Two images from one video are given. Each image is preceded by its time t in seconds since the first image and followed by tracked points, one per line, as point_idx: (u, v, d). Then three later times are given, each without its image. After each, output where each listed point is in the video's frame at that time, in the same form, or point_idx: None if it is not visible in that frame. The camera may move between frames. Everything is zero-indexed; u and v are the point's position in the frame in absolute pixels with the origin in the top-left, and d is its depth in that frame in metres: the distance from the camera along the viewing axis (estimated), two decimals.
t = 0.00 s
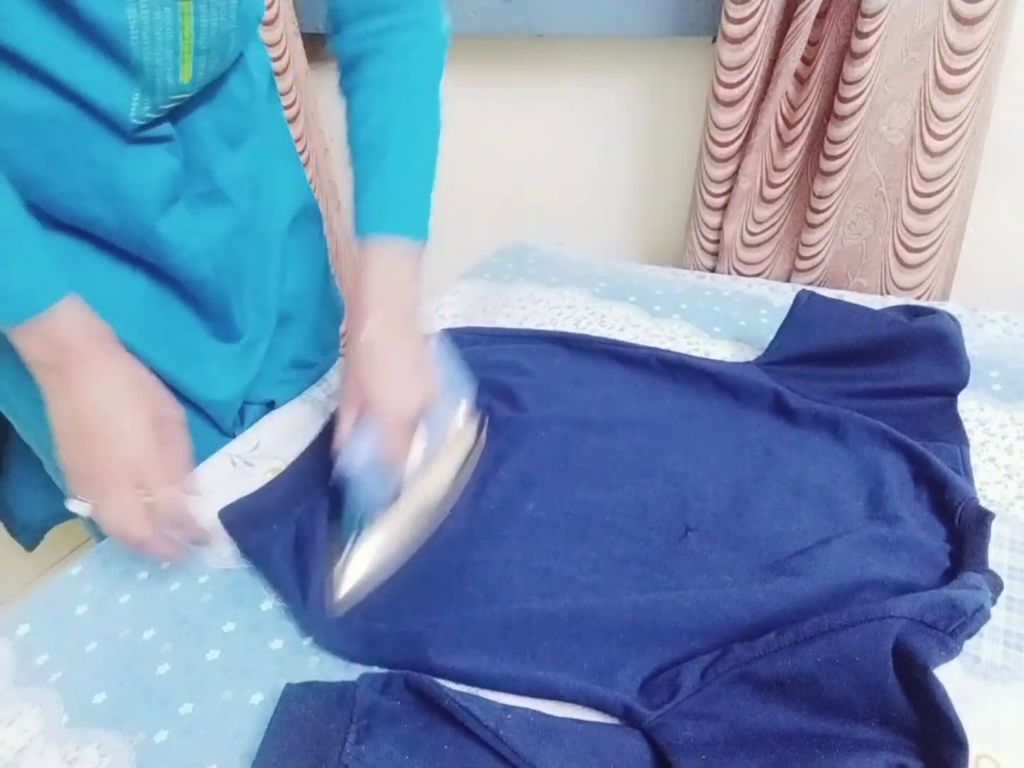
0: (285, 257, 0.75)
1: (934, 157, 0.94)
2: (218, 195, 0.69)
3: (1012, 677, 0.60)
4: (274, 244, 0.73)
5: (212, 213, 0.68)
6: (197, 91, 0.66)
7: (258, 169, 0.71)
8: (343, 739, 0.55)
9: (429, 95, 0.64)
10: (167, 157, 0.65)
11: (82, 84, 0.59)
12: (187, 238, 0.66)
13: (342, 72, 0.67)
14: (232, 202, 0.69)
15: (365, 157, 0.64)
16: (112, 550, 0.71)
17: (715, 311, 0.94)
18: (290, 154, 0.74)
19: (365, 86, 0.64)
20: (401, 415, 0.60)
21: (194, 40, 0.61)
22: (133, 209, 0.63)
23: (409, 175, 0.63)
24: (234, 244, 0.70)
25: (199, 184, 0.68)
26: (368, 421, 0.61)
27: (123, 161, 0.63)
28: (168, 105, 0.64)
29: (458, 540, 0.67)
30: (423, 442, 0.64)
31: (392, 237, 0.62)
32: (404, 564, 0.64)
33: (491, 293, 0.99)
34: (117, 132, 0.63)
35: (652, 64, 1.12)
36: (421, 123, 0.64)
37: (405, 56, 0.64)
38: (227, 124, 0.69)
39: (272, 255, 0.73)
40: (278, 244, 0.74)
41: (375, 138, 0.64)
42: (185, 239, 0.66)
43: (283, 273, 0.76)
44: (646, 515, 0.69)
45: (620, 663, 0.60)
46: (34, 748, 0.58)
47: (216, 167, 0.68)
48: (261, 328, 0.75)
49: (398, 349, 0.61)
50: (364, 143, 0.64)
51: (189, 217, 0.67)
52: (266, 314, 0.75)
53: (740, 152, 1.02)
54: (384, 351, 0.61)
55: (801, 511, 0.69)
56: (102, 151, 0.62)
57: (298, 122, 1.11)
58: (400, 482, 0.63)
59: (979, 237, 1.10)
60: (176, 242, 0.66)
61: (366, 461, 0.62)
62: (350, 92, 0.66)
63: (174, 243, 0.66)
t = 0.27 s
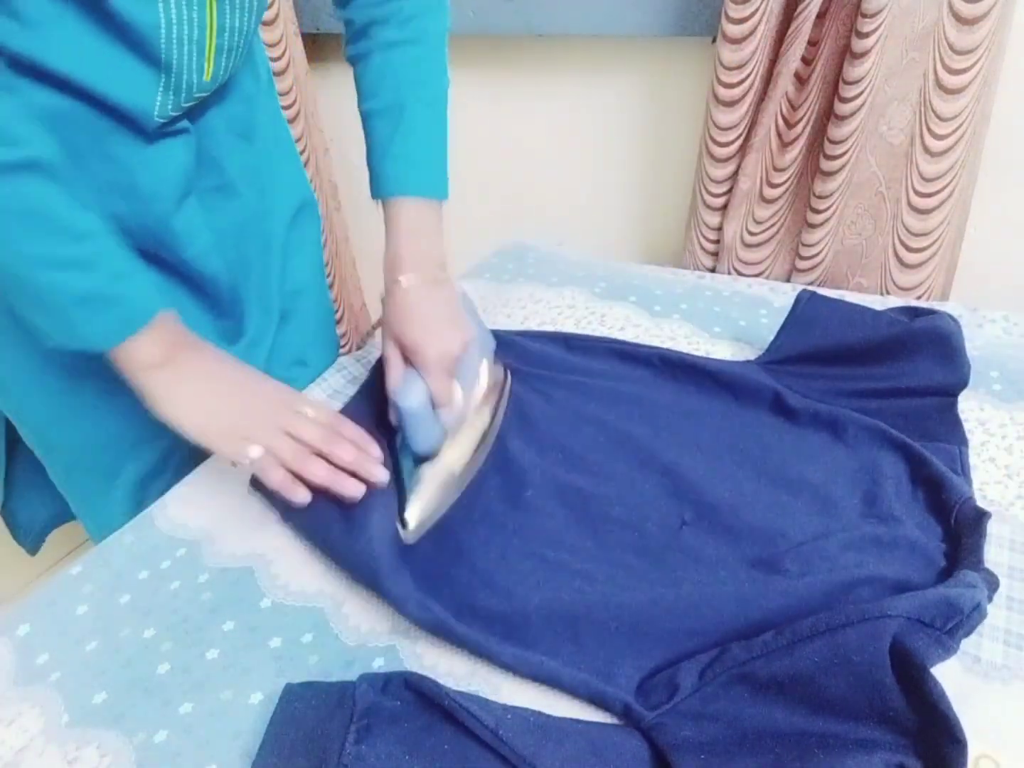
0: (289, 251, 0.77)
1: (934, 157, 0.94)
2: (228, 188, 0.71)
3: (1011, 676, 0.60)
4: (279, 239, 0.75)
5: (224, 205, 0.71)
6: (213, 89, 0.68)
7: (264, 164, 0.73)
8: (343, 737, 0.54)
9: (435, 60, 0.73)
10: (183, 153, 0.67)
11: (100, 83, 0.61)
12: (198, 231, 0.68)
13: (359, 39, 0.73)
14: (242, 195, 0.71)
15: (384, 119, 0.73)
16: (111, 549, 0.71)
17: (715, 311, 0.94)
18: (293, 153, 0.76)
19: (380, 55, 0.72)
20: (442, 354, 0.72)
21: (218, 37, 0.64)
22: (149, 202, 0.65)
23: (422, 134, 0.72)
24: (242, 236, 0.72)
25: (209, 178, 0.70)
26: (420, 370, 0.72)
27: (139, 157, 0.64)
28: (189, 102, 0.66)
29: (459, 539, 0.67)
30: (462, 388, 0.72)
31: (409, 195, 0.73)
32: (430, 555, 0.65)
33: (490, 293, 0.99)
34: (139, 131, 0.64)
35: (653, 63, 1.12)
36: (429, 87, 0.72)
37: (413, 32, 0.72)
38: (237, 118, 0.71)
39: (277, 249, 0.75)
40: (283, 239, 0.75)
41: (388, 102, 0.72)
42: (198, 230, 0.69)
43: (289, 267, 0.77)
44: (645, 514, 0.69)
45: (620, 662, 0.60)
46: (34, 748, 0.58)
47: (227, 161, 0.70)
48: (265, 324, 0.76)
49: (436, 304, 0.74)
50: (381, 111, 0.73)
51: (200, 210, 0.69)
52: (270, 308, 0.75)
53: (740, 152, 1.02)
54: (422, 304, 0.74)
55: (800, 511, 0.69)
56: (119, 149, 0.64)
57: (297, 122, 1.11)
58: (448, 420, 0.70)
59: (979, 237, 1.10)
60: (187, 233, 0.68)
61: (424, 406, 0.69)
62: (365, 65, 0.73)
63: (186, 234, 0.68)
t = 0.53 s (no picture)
0: (285, 253, 0.76)
1: (934, 157, 0.94)
2: (220, 194, 0.70)
3: (1011, 676, 0.60)
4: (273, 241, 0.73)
5: (215, 210, 0.70)
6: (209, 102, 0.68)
7: (257, 169, 0.72)
8: (343, 737, 0.54)
9: (428, 120, 0.62)
10: (176, 162, 0.67)
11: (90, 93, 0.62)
12: (190, 235, 0.68)
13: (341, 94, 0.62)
14: (235, 201, 0.70)
15: (362, 186, 0.61)
16: (111, 549, 0.71)
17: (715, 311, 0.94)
18: (281, 153, 0.75)
19: (361, 116, 0.61)
20: (402, 466, 0.59)
21: (213, 61, 0.64)
22: (139, 209, 0.65)
23: (409, 211, 0.61)
24: (236, 243, 0.71)
25: (201, 183, 0.69)
26: (370, 477, 0.59)
27: (130, 166, 0.65)
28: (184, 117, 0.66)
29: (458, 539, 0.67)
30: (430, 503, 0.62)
31: (389, 279, 0.60)
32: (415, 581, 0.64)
33: (490, 292, 0.99)
34: (129, 141, 0.65)
35: (652, 63, 1.12)
36: (417, 147, 0.61)
37: (400, 82, 0.61)
38: (229, 124, 0.71)
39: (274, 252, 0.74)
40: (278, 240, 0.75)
41: (366, 164, 0.61)
42: (188, 237, 0.68)
43: (285, 268, 0.76)
44: (645, 513, 0.69)
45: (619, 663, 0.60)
46: (34, 747, 0.58)
47: (217, 168, 0.69)
48: (262, 325, 0.74)
49: (400, 400, 0.60)
50: (359, 178, 0.61)
51: (192, 217, 0.68)
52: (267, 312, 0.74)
53: (740, 152, 1.02)
54: (380, 389, 0.60)
55: (800, 511, 0.69)
56: (112, 155, 0.64)
57: (298, 122, 1.10)
58: (401, 545, 0.60)
59: (979, 237, 1.10)
60: (179, 239, 0.68)
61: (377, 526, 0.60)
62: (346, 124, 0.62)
63: (177, 240, 0.67)
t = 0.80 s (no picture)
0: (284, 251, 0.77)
1: (934, 157, 0.94)
2: (216, 195, 0.70)
3: (1011, 676, 0.60)
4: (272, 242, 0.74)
5: (210, 213, 0.70)
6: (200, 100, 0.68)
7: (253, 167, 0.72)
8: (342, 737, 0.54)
9: (426, 136, 0.61)
10: (168, 162, 0.67)
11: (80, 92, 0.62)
12: (185, 236, 0.68)
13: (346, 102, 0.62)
14: (231, 202, 0.70)
15: (364, 196, 0.60)
16: (111, 549, 0.71)
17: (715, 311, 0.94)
18: (286, 153, 0.76)
19: (362, 125, 0.60)
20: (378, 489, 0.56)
21: (197, 59, 0.64)
22: (131, 208, 0.65)
23: (413, 222, 0.60)
24: (233, 244, 0.71)
25: (195, 184, 0.69)
26: (343, 496, 0.57)
27: (120, 164, 0.64)
28: (172, 116, 0.66)
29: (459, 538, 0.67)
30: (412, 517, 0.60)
31: (390, 290, 0.59)
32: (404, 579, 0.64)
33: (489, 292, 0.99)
34: (117, 138, 0.64)
35: (652, 64, 1.12)
36: (415, 155, 0.60)
37: (401, 89, 0.60)
38: (222, 126, 0.70)
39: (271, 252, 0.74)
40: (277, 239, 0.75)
41: (372, 173, 0.60)
42: (184, 238, 0.68)
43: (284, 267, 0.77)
44: (644, 513, 0.70)
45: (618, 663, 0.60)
46: (34, 747, 0.58)
47: (213, 169, 0.69)
48: (261, 322, 0.76)
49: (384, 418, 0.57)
50: (362, 186, 0.60)
51: (187, 216, 0.69)
52: (266, 308, 0.75)
53: (740, 152, 1.02)
54: (365, 403, 0.57)
55: (800, 511, 0.69)
56: (99, 153, 0.64)
57: (298, 122, 1.11)
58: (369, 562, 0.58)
59: (979, 237, 1.10)
60: (174, 238, 0.67)
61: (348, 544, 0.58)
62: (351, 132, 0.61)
63: (173, 239, 0.67)
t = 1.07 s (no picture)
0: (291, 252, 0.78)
1: (934, 157, 0.94)
2: (225, 195, 0.70)
3: (1011, 676, 0.60)
4: (280, 242, 0.75)
5: (221, 211, 0.70)
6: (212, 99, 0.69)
7: (264, 167, 0.73)
8: (343, 737, 0.55)
9: (514, 72, 0.69)
10: (180, 161, 0.67)
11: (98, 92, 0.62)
12: (196, 235, 0.69)
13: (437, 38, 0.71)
14: (240, 203, 0.71)
15: (458, 121, 0.70)
16: (111, 549, 0.71)
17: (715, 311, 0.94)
18: (293, 152, 0.76)
19: (459, 55, 0.69)
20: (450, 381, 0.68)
21: (210, 54, 0.65)
22: (143, 208, 0.65)
23: (496, 137, 0.69)
24: (239, 244, 0.72)
25: (207, 184, 0.70)
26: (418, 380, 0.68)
27: (132, 164, 0.65)
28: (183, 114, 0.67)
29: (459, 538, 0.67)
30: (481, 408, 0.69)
31: (487, 207, 0.69)
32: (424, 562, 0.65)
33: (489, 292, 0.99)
34: (131, 139, 0.65)
35: (651, 64, 1.12)
36: (504, 84, 0.69)
37: (494, 27, 0.68)
38: (233, 125, 0.71)
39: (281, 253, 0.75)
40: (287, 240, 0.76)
41: (466, 102, 0.69)
42: (193, 239, 0.68)
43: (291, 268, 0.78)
44: (644, 513, 0.70)
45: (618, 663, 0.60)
46: (33, 747, 0.58)
47: (225, 169, 0.70)
48: (269, 324, 0.76)
49: (461, 334, 0.68)
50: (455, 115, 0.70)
51: (197, 215, 0.69)
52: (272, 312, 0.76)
53: (740, 152, 1.02)
54: (473, 304, 0.69)
55: (801, 511, 0.69)
56: (114, 154, 0.64)
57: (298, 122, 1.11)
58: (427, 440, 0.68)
59: (979, 237, 1.10)
60: (185, 237, 0.68)
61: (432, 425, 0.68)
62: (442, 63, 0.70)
63: (183, 238, 0.68)
